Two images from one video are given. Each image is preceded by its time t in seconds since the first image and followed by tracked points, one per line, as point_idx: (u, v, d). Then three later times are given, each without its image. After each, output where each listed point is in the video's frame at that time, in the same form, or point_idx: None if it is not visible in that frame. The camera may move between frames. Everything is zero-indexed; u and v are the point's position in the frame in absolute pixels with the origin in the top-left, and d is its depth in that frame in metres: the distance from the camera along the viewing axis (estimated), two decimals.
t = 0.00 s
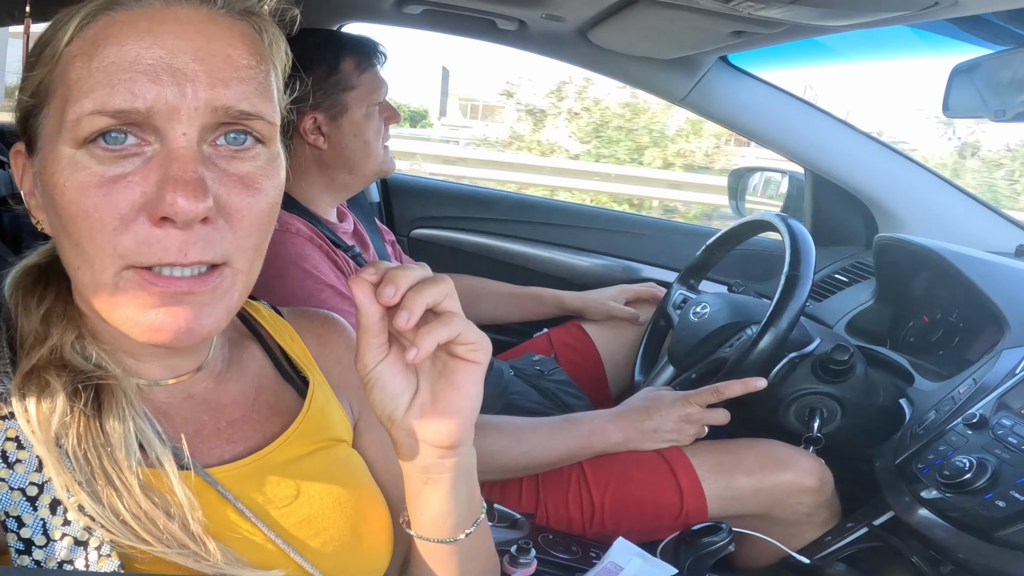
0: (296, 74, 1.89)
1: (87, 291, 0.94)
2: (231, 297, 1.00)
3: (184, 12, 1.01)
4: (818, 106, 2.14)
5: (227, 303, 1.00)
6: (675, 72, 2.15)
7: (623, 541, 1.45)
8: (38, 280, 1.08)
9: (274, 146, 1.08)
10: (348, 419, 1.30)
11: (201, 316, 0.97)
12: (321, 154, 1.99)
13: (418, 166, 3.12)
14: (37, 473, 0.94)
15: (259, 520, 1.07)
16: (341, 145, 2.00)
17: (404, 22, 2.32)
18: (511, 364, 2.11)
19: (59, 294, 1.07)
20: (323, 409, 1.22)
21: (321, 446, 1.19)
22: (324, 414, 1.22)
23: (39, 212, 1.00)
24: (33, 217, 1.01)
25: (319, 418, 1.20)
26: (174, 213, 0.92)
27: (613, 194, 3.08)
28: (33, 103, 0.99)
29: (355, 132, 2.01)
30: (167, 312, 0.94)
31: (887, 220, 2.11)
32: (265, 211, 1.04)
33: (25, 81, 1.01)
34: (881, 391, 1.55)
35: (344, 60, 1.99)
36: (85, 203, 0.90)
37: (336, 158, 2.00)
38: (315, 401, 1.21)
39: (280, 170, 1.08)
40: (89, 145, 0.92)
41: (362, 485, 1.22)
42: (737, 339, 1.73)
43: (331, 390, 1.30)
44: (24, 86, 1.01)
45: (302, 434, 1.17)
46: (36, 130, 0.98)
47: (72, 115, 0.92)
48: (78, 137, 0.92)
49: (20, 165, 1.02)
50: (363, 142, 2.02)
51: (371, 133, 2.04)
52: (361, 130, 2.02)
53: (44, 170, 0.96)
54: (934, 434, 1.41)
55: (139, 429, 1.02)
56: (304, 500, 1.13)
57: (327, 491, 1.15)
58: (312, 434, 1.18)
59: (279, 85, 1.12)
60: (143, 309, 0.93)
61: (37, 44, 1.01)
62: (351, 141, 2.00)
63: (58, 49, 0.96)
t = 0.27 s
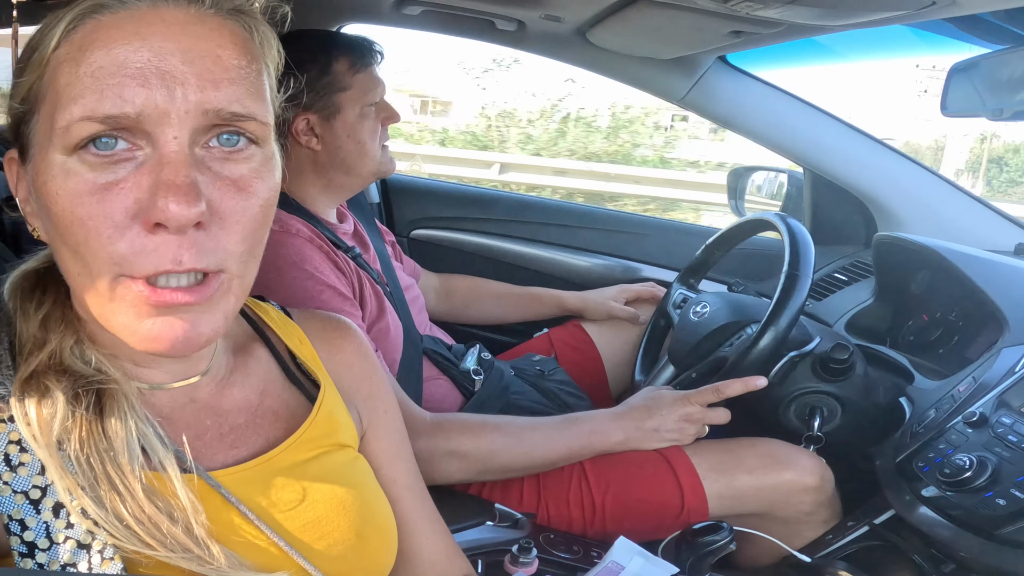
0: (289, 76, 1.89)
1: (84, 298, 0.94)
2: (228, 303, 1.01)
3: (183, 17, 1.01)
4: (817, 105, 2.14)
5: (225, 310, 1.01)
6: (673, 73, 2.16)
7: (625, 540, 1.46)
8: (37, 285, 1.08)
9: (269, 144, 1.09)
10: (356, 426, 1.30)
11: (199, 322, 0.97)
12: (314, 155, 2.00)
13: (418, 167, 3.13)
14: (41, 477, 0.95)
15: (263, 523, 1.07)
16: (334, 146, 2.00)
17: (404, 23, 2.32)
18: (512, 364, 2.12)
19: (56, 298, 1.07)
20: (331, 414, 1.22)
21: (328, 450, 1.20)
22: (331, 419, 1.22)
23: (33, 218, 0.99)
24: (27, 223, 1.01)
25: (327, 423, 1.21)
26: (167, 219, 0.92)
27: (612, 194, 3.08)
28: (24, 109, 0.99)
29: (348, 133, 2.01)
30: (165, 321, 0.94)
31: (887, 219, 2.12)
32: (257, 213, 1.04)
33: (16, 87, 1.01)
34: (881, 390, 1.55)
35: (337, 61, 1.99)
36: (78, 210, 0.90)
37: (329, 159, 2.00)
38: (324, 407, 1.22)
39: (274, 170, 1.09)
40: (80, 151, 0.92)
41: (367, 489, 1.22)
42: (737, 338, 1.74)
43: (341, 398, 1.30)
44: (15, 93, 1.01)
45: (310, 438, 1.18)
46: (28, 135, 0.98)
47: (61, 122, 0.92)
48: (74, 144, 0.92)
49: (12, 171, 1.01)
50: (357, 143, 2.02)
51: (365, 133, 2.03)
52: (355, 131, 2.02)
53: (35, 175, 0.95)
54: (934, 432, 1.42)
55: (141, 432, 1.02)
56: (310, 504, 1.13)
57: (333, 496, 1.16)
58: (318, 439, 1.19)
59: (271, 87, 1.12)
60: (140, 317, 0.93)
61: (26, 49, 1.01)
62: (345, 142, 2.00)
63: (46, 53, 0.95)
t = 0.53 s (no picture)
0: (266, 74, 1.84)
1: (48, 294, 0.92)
2: (184, 300, 0.96)
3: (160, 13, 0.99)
4: (813, 101, 2.14)
5: (179, 308, 0.96)
6: (669, 69, 2.15)
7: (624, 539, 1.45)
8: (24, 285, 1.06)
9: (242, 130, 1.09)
10: (346, 425, 1.29)
11: (152, 321, 0.93)
12: (305, 155, 1.98)
13: (415, 166, 3.12)
14: (29, 480, 0.94)
15: (253, 524, 1.06)
16: (324, 146, 1.99)
17: (399, 22, 2.31)
18: (510, 364, 2.11)
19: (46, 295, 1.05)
20: (321, 414, 1.21)
21: (319, 450, 1.19)
22: (321, 418, 1.21)
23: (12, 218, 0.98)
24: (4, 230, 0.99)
25: (318, 423, 1.20)
26: (104, 211, 0.88)
27: (610, 192, 3.08)
28: None
29: (339, 134, 1.99)
30: (116, 319, 0.90)
31: (885, 214, 2.11)
32: (215, 208, 1.00)
33: None
34: (881, 387, 1.55)
35: (328, 60, 1.97)
36: (38, 204, 0.89)
37: (319, 159, 1.99)
38: (314, 406, 1.21)
39: (236, 164, 1.05)
40: (31, 148, 0.91)
41: (360, 489, 1.21)
42: (736, 335, 1.73)
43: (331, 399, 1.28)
44: None
45: (300, 438, 1.17)
46: None
47: (12, 118, 0.92)
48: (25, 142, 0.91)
49: None
50: (347, 143, 2.00)
51: (355, 134, 2.02)
52: (345, 131, 2.00)
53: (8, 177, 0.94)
54: (935, 429, 1.41)
55: (127, 432, 1.01)
56: (301, 505, 1.12)
57: (324, 496, 1.15)
58: (309, 438, 1.18)
59: (237, 79, 1.10)
60: (88, 314, 0.90)
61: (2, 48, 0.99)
62: (334, 143, 1.99)
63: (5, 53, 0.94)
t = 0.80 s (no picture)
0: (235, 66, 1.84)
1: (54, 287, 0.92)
2: (197, 260, 0.98)
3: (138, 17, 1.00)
4: (812, 99, 2.14)
5: (194, 269, 0.97)
6: (669, 68, 2.15)
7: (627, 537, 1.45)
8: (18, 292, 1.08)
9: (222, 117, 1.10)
10: (349, 425, 1.30)
11: (167, 281, 0.94)
12: (312, 158, 1.98)
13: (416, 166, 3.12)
14: (34, 483, 0.95)
15: (258, 526, 1.07)
16: (332, 148, 1.99)
17: (398, 22, 2.31)
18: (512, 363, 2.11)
19: (39, 301, 1.08)
20: (324, 416, 1.22)
21: (322, 451, 1.19)
22: (324, 420, 1.21)
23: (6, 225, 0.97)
24: None
25: (320, 425, 1.20)
26: (109, 179, 0.90)
27: (610, 191, 3.09)
28: None
29: (347, 135, 2.00)
30: (133, 285, 0.91)
31: (886, 212, 2.12)
32: (212, 179, 1.02)
33: None
34: (883, 384, 1.55)
35: (335, 62, 1.98)
36: (32, 200, 0.89)
37: (327, 161, 1.98)
38: (316, 408, 1.21)
39: (220, 134, 1.07)
40: (23, 145, 0.91)
41: (364, 489, 1.22)
42: (738, 334, 1.73)
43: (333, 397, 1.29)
44: None
45: (303, 441, 1.17)
46: None
47: None
48: (17, 139, 0.91)
49: None
50: (355, 144, 2.01)
51: (364, 135, 2.02)
52: (353, 132, 2.00)
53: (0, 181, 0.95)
54: (938, 426, 1.42)
55: (131, 433, 1.02)
56: (306, 507, 1.12)
57: (328, 497, 1.15)
58: (312, 440, 1.18)
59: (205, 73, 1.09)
60: (104, 287, 0.90)
61: None
62: (342, 144, 1.99)
63: None
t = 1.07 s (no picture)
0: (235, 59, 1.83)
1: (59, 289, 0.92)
2: (205, 269, 0.97)
3: (154, 22, 1.00)
4: (811, 99, 2.14)
5: (201, 278, 0.97)
6: (668, 68, 2.16)
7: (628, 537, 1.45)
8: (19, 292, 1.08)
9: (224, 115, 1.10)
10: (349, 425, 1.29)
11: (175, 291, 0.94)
12: (324, 157, 1.98)
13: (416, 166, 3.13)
14: (36, 484, 0.95)
15: (257, 525, 1.07)
16: (346, 147, 1.99)
17: (398, 23, 2.31)
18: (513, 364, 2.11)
19: (41, 303, 1.08)
20: (322, 415, 1.21)
21: (322, 451, 1.19)
22: (323, 419, 1.21)
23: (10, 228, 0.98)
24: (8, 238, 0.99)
25: (319, 424, 1.20)
26: (119, 185, 0.89)
27: (610, 191, 3.09)
28: None
29: (361, 135, 2.00)
30: (139, 293, 0.91)
31: (886, 212, 2.12)
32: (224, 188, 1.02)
33: None
34: (884, 384, 1.55)
35: (350, 64, 1.98)
36: (39, 202, 0.89)
37: (340, 160, 1.99)
38: (314, 407, 1.21)
39: (227, 138, 1.07)
40: (32, 146, 0.91)
41: (364, 488, 1.22)
42: (738, 333, 1.73)
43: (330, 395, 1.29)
44: None
45: (303, 440, 1.17)
46: None
47: (7, 119, 0.91)
48: (26, 140, 0.91)
49: None
50: (368, 145, 2.01)
51: (377, 136, 2.03)
52: (367, 133, 2.01)
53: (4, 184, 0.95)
54: (939, 425, 1.42)
55: (131, 434, 1.02)
56: (305, 506, 1.12)
57: (328, 497, 1.15)
58: (311, 439, 1.18)
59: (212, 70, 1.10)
60: (110, 292, 0.90)
61: None
62: (356, 144, 1.99)
63: None
